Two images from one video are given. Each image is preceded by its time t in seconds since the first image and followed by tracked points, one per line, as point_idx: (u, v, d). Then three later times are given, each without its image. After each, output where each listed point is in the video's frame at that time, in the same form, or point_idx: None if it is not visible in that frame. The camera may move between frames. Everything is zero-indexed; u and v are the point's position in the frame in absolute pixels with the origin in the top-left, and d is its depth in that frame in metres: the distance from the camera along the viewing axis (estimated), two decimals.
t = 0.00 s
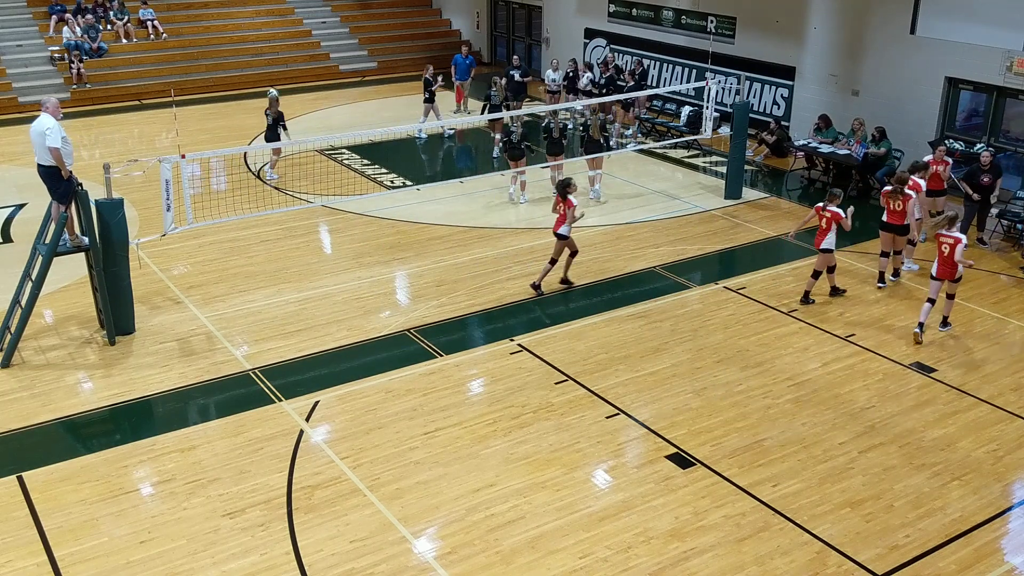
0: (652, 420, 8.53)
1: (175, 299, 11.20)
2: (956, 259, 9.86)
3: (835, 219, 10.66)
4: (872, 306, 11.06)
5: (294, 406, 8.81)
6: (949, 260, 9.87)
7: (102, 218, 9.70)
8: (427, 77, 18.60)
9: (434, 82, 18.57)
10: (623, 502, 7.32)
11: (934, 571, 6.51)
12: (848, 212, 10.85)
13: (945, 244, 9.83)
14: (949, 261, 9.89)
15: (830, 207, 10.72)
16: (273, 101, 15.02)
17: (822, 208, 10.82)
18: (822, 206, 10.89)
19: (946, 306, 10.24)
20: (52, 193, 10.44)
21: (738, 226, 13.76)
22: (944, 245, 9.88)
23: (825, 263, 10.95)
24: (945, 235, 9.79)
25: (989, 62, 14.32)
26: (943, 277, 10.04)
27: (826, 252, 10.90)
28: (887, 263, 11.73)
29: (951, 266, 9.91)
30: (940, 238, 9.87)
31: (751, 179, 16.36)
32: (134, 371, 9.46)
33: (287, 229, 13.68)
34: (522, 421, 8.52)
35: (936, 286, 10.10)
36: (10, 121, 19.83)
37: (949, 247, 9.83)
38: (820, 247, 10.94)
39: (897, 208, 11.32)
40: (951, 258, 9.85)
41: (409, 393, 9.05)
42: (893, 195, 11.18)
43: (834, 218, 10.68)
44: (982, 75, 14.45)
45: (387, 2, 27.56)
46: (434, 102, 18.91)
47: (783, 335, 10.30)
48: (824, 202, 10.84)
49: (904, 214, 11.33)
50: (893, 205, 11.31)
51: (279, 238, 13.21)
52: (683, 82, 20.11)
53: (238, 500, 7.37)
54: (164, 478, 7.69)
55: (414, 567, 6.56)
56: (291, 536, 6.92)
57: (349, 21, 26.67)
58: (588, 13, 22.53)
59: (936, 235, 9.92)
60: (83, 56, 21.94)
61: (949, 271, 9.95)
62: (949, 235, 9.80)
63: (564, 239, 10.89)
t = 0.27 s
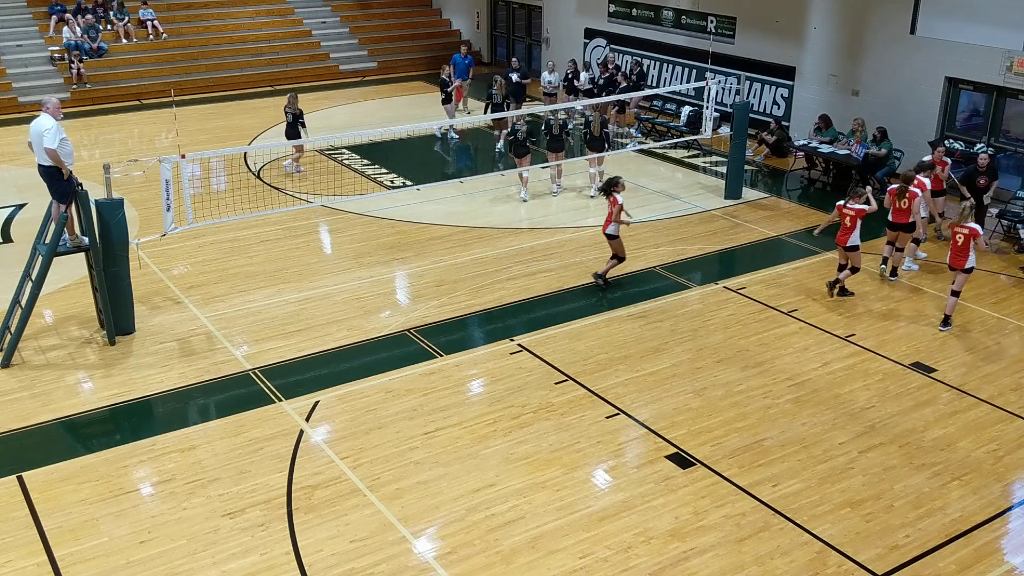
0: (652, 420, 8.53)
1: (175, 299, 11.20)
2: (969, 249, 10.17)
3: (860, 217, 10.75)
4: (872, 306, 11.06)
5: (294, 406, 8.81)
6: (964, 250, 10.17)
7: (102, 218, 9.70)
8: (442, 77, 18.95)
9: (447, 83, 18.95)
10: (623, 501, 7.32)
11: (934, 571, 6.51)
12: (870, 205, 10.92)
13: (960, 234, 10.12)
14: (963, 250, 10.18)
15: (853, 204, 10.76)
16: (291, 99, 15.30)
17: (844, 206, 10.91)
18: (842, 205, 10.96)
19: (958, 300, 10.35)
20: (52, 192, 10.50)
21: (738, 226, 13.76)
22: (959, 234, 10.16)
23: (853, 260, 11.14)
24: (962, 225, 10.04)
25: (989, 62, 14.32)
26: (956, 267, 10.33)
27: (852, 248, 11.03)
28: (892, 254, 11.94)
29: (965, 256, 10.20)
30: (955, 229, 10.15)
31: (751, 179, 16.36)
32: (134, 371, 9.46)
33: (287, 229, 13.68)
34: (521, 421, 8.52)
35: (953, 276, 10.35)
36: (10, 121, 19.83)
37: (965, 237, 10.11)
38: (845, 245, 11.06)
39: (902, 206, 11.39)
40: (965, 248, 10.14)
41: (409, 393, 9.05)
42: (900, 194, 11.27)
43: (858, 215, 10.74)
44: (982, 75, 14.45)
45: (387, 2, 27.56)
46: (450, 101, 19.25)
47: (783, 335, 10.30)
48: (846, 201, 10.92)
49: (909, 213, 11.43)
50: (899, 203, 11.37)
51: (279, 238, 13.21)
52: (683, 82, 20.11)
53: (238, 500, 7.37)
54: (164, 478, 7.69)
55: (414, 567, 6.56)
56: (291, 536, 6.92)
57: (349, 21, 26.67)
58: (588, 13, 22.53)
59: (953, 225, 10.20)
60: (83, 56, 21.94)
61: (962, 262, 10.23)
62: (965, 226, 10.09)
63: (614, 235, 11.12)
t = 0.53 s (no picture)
0: (652, 420, 8.53)
1: (175, 299, 11.20)
2: (980, 246, 10.50)
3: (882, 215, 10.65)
4: (872, 306, 11.07)
5: (294, 406, 8.81)
6: (976, 248, 10.49)
7: (102, 218, 9.69)
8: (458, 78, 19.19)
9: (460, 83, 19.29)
10: (623, 501, 7.32)
11: (934, 571, 6.51)
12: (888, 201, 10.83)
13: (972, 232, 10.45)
14: (975, 247, 10.50)
15: (876, 202, 10.62)
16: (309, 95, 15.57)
17: (866, 204, 10.76)
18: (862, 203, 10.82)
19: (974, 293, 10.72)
20: (52, 192, 10.51)
21: (738, 226, 13.76)
22: (971, 232, 10.50)
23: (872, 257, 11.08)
24: (976, 224, 10.34)
25: (989, 62, 14.32)
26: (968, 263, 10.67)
27: (874, 246, 10.93)
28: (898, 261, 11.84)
29: (976, 253, 10.52)
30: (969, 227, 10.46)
31: (750, 179, 16.36)
32: (134, 371, 9.46)
33: (287, 229, 13.68)
34: (521, 421, 8.52)
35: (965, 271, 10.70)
36: (10, 121, 19.83)
37: (977, 235, 10.44)
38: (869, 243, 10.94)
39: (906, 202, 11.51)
40: (976, 245, 10.46)
41: (409, 393, 9.05)
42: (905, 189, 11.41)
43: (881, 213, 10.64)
44: (982, 75, 14.45)
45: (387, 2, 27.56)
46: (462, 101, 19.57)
47: (783, 335, 10.30)
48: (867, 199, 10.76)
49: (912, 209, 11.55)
50: (904, 199, 11.51)
51: (279, 238, 13.21)
52: (683, 82, 20.11)
53: (238, 500, 7.37)
54: (164, 478, 7.69)
55: (413, 567, 6.56)
56: (291, 536, 6.92)
57: (349, 21, 26.67)
58: (588, 13, 22.53)
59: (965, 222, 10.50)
60: (83, 56, 21.94)
61: (975, 258, 10.56)
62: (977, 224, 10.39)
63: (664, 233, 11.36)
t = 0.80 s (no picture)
0: (652, 420, 8.53)
1: (175, 299, 11.20)
2: (992, 238, 10.53)
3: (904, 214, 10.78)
4: (872, 306, 11.07)
5: (294, 406, 8.81)
6: (988, 239, 10.53)
7: (102, 218, 9.69)
8: (467, 80, 19.30)
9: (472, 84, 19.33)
10: (623, 502, 7.32)
11: (934, 571, 6.51)
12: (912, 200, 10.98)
13: (984, 223, 10.49)
14: (987, 239, 10.54)
15: (897, 200, 10.79)
16: (330, 93, 16.02)
17: (887, 203, 10.92)
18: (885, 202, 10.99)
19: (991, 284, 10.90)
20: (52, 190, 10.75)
21: (738, 226, 13.76)
22: (982, 223, 10.53)
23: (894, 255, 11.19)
24: (988, 216, 10.39)
25: (989, 62, 14.32)
26: (979, 256, 10.69)
27: (896, 244, 11.06)
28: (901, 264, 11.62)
29: (988, 245, 10.55)
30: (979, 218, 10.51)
31: (750, 179, 16.36)
32: (134, 371, 9.46)
33: (287, 229, 13.68)
34: (521, 421, 8.52)
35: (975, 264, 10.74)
36: (10, 121, 19.83)
37: (989, 226, 10.48)
38: (891, 241, 11.07)
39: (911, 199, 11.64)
40: (988, 237, 10.51)
41: (409, 393, 9.05)
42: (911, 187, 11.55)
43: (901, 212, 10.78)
44: (982, 75, 14.45)
45: (387, 2, 27.57)
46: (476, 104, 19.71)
47: (783, 335, 10.29)
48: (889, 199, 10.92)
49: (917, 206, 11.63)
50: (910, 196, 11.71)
51: (279, 238, 13.21)
52: (683, 83, 20.11)
53: (238, 500, 7.37)
54: (164, 478, 7.69)
55: (414, 567, 6.56)
56: (291, 536, 6.92)
57: (349, 21, 26.67)
58: (588, 13, 22.53)
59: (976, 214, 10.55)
60: (83, 56, 21.94)
61: (985, 249, 10.58)
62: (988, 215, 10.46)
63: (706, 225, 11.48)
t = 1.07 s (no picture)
0: (652, 420, 8.53)
1: (175, 299, 11.20)
2: (1005, 234, 10.72)
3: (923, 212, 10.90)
4: (872, 306, 11.07)
5: (294, 406, 8.81)
6: (1001, 236, 10.72)
7: (102, 218, 9.69)
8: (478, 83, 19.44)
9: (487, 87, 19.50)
10: (623, 502, 7.32)
11: (934, 571, 6.51)
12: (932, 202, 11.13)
13: (997, 220, 10.67)
14: (999, 236, 10.72)
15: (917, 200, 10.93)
16: (347, 90, 16.28)
17: (907, 202, 11.03)
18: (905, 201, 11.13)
19: (997, 281, 11.00)
20: (53, 190, 10.79)
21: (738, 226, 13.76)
22: (996, 220, 10.72)
23: (908, 255, 11.18)
24: (1002, 213, 10.58)
25: (989, 62, 14.32)
26: (991, 252, 10.91)
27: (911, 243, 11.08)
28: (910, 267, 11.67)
29: (1001, 241, 10.75)
30: (993, 215, 10.70)
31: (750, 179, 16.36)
32: (134, 371, 9.46)
33: (287, 229, 13.67)
34: (521, 421, 8.52)
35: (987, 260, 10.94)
36: (10, 121, 19.82)
37: (1002, 223, 10.66)
38: (906, 240, 11.11)
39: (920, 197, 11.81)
40: (1001, 233, 10.69)
41: (410, 393, 9.05)
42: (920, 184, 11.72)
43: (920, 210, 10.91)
44: (982, 75, 14.45)
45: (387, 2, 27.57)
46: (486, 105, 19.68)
47: (783, 335, 10.30)
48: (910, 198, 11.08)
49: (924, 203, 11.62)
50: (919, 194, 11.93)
51: (279, 238, 13.21)
52: (683, 82, 20.10)
53: (238, 500, 7.37)
54: (164, 478, 7.69)
55: (414, 567, 6.56)
56: (291, 536, 6.92)
57: (349, 21, 26.67)
58: (588, 13, 22.53)
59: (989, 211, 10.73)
60: (83, 56, 21.94)
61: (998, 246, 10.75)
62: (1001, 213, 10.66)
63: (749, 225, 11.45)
